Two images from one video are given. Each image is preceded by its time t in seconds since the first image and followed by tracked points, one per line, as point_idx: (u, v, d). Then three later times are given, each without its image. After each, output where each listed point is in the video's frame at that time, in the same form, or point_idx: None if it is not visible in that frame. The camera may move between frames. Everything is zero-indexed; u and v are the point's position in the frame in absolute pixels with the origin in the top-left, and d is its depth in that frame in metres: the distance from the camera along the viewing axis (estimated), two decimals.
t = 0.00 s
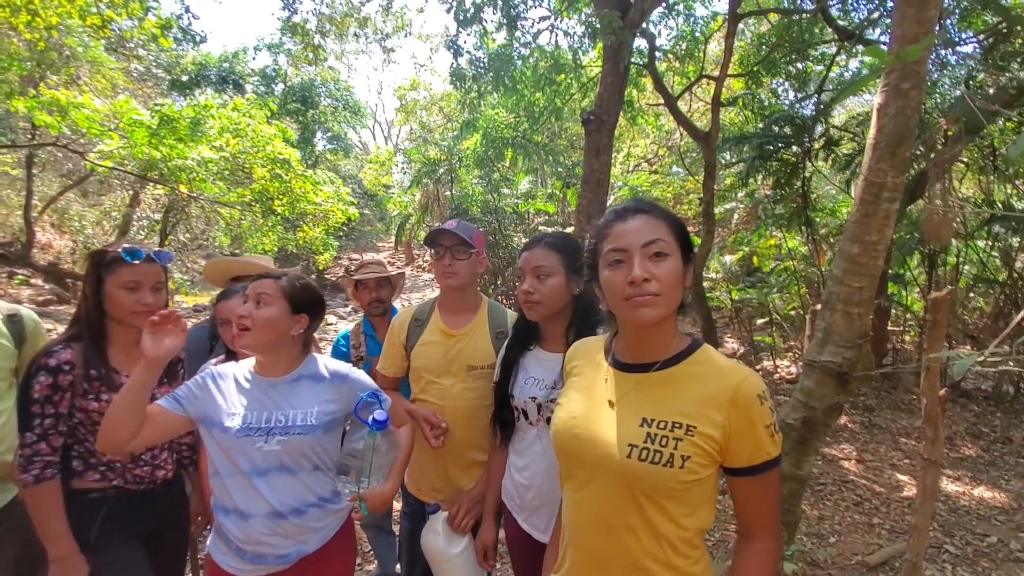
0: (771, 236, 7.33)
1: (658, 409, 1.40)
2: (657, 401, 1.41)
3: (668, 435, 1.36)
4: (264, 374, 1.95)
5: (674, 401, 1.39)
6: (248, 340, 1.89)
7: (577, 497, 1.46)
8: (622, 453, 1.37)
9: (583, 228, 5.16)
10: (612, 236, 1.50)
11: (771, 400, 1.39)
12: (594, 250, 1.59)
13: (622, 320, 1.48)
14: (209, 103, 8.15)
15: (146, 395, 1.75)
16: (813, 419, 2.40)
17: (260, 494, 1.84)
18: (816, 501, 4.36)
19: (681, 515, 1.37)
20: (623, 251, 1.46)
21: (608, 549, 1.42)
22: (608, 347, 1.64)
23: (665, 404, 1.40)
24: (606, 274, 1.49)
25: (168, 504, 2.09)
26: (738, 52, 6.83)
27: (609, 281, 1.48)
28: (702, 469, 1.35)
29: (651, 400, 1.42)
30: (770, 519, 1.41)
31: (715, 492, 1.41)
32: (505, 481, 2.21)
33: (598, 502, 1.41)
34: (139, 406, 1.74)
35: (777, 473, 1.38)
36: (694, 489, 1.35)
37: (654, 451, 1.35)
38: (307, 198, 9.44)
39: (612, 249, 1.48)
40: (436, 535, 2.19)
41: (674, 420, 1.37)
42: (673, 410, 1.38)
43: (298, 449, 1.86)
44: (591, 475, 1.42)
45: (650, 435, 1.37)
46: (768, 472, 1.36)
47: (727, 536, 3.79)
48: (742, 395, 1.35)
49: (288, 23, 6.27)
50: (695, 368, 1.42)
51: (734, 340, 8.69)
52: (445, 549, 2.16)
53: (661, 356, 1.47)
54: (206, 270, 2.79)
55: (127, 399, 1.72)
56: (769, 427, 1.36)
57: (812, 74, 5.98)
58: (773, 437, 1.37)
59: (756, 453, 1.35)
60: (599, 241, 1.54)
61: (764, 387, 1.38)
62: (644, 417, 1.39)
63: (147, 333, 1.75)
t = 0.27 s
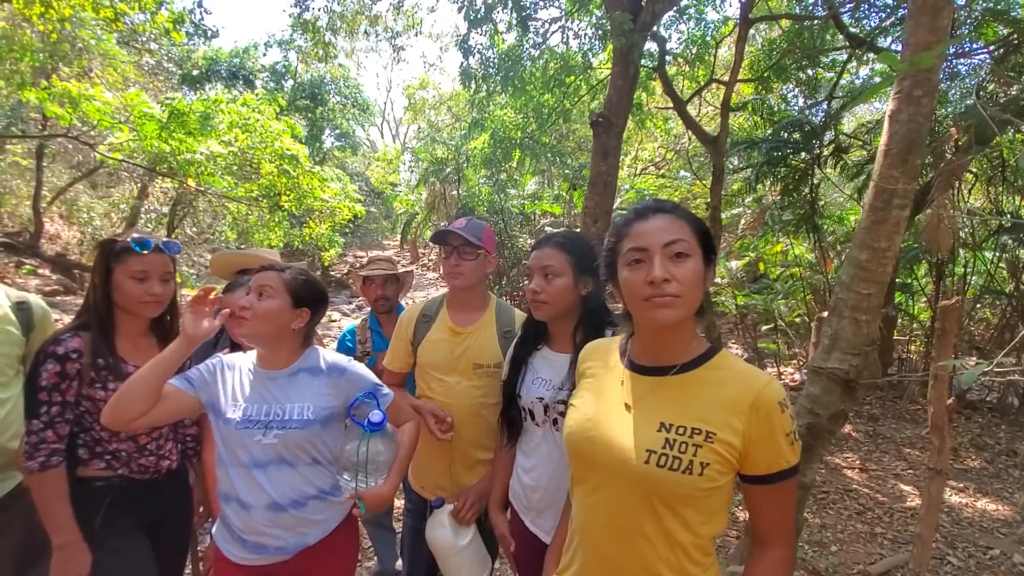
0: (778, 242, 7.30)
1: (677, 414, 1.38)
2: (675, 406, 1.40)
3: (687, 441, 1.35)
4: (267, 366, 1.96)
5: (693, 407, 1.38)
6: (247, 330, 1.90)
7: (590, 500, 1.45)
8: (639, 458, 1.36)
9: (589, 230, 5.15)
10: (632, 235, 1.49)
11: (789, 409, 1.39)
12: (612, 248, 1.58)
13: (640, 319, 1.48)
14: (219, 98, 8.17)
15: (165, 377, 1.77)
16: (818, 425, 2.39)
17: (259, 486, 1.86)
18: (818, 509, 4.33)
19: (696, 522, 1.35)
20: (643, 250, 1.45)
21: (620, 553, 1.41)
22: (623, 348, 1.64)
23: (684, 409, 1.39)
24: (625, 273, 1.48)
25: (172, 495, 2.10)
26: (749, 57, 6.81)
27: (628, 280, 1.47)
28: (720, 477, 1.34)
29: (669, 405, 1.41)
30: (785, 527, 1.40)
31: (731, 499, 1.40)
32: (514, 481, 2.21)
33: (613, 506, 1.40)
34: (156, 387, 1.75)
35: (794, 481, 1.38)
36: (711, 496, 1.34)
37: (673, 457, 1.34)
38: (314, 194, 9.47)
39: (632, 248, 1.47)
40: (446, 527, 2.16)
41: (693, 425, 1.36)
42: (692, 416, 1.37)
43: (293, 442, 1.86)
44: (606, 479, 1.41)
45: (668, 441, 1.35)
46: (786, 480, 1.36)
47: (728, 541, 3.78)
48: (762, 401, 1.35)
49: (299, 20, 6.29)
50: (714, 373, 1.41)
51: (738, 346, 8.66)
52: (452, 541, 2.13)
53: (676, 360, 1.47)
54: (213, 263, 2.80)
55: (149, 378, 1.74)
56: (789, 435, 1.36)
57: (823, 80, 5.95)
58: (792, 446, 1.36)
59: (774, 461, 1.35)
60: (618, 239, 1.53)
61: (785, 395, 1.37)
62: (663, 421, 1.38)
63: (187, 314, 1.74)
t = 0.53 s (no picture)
0: (786, 243, 7.27)
1: (699, 417, 1.39)
2: (697, 409, 1.40)
3: (709, 444, 1.35)
4: (275, 365, 1.97)
5: (713, 410, 1.39)
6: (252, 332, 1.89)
7: (607, 501, 1.46)
8: (661, 461, 1.36)
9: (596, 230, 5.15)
10: (649, 235, 1.50)
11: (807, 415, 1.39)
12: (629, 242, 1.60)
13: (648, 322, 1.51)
14: (228, 98, 8.22)
15: (189, 370, 1.81)
16: (827, 427, 2.38)
17: (270, 482, 1.89)
18: (825, 511, 4.32)
19: (714, 525, 1.37)
20: (658, 253, 1.46)
21: (637, 554, 1.42)
22: (640, 349, 1.64)
23: (706, 412, 1.39)
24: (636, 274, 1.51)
25: (185, 491, 2.13)
26: (758, 57, 6.78)
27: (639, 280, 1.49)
28: (740, 481, 1.35)
29: (690, 408, 1.41)
30: (800, 532, 1.42)
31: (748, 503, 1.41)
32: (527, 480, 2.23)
33: (631, 507, 1.41)
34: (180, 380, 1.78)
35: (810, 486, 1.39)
36: (730, 499, 1.36)
37: (694, 461, 1.35)
38: (322, 193, 9.51)
39: (644, 250, 1.49)
40: (460, 532, 2.19)
41: (716, 429, 1.36)
42: (714, 419, 1.38)
43: (304, 439, 1.89)
44: (624, 481, 1.41)
45: (690, 444, 1.36)
46: (804, 485, 1.38)
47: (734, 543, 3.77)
48: (784, 407, 1.35)
49: (308, 20, 6.33)
50: (734, 377, 1.42)
51: (745, 346, 8.63)
52: (466, 545, 2.16)
53: (686, 364, 1.47)
54: (223, 262, 2.84)
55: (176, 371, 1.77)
56: (808, 440, 1.37)
57: (833, 80, 5.91)
58: (810, 451, 1.38)
59: (793, 466, 1.36)
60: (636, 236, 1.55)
61: (805, 401, 1.38)
62: (684, 424, 1.39)
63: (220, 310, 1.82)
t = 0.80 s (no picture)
0: (794, 242, 7.23)
1: (708, 419, 1.39)
2: (706, 411, 1.40)
3: (717, 447, 1.35)
4: (285, 365, 1.98)
5: (724, 412, 1.39)
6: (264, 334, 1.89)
7: (614, 500, 1.46)
8: (668, 461, 1.37)
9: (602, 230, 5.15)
10: (657, 235, 1.49)
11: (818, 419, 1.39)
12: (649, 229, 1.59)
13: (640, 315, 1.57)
14: (236, 98, 8.26)
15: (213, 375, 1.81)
16: (834, 428, 2.37)
17: (279, 480, 1.91)
18: (833, 512, 4.30)
19: (720, 527, 1.37)
20: (662, 258, 1.45)
21: (643, 554, 1.42)
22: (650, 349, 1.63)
23: (715, 414, 1.39)
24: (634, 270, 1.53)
25: (195, 488, 2.15)
26: (766, 55, 6.74)
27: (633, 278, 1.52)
28: (747, 484, 1.35)
29: (699, 410, 1.41)
30: (809, 534, 1.42)
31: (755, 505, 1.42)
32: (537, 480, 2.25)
33: (638, 507, 1.41)
34: (205, 384, 1.79)
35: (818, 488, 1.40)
36: (737, 501, 1.36)
37: (702, 463, 1.35)
38: (329, 193, 9.55)
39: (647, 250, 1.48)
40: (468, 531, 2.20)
41: (725, 432, 1.36)
42: (724, 422, 1.37)
43: (314, 439, 1.92)
44: (631, 480, 1.42)
45: (698, 446, 1.36)
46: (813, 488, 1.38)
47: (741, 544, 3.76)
48: (795, 412, 1.35)
49: (315, 19, 6.35)
50: (745, 380, 1.41)
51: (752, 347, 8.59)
52: (475, 546, 2.17)
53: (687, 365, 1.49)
54: (230, 262, 2.86)
55: (202, 376, 1.78)
56: (818, 444, 1.37)
57: (841, 78, 5.87)
58: (820, 455, 1.38)
59: (802, 470, 1.37)
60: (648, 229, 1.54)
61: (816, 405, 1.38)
62: (693, 425, 1.39)
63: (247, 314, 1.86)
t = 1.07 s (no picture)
0: (800, 242, 7.19)
1: (708, 419, 1.38)
2: (707, 412, 1.39)
3: (716, 447, 1.34)
4: (292, 366, 1.99)
5: (730, 413, 1.37)
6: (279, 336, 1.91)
7: (614, 498, 1.46)
8: (666, 460, 1.36)
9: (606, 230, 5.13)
10: (701, 231, 1.45)
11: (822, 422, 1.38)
12: (663, 228, 1.54)
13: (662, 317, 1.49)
14: (243, 98, 8.30)
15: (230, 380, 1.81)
16: (840, 430, 2.36)
17: (288, 478, 1.91)
18: (839, 515, 4.27)
19: (719, 528, 1.36)
20: (676, 255, 1.45)
21: (643, 552, 1.42)
22: (654, 351, 1.63)
23: (716, 415, 1.38)
24: (671, 267, 1.46)
25: (201, 487, 2.17)
26: (772, 54, 6.71)
27: (673, 275, 1.45)
28: (747, 486, 1.34)
29: (700, 411, 1.40)
30: (812, 538, 1.41)
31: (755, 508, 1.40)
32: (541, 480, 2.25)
33: (637, 505, 1.41)
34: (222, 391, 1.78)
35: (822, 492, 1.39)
36: (736, 503, 1.35)
37: (700, 463, 1.34)
38: (334, 192, 9.58)
39: (693, 245, 1.44)
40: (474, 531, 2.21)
41: (724, 433, 1.35)
42: (725, 424, 1.36)
43: (324, 437, 1.93)
44: (630, 478, 1.42)
45: (697, 446, 1.35)
46: (816, 492, 1.37)
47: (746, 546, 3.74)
48: (797, 416, 1.34)
49: (321, 20, 6.37)
50: (748, 382, 1.40)
51: (757, 347, 8.55)
52: (481, 545, 2.18)
53: (707, 365, 1.46)
54: (237, 261, 2.88)
55: (220, 382, 1.77)
56: (822, 449, 1.35)
57: (848, 77, 5.83)
58: (823, 459, 1.37)
59: (804, 474, 1.35)
60: (678, 226, 1.48)
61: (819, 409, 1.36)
62: (693, 425, 1.38)
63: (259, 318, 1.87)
